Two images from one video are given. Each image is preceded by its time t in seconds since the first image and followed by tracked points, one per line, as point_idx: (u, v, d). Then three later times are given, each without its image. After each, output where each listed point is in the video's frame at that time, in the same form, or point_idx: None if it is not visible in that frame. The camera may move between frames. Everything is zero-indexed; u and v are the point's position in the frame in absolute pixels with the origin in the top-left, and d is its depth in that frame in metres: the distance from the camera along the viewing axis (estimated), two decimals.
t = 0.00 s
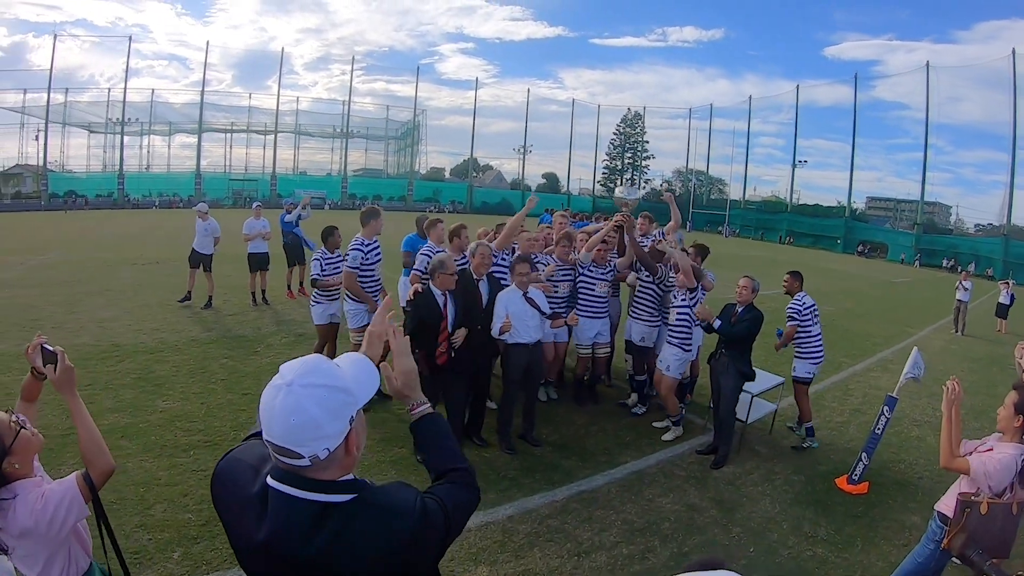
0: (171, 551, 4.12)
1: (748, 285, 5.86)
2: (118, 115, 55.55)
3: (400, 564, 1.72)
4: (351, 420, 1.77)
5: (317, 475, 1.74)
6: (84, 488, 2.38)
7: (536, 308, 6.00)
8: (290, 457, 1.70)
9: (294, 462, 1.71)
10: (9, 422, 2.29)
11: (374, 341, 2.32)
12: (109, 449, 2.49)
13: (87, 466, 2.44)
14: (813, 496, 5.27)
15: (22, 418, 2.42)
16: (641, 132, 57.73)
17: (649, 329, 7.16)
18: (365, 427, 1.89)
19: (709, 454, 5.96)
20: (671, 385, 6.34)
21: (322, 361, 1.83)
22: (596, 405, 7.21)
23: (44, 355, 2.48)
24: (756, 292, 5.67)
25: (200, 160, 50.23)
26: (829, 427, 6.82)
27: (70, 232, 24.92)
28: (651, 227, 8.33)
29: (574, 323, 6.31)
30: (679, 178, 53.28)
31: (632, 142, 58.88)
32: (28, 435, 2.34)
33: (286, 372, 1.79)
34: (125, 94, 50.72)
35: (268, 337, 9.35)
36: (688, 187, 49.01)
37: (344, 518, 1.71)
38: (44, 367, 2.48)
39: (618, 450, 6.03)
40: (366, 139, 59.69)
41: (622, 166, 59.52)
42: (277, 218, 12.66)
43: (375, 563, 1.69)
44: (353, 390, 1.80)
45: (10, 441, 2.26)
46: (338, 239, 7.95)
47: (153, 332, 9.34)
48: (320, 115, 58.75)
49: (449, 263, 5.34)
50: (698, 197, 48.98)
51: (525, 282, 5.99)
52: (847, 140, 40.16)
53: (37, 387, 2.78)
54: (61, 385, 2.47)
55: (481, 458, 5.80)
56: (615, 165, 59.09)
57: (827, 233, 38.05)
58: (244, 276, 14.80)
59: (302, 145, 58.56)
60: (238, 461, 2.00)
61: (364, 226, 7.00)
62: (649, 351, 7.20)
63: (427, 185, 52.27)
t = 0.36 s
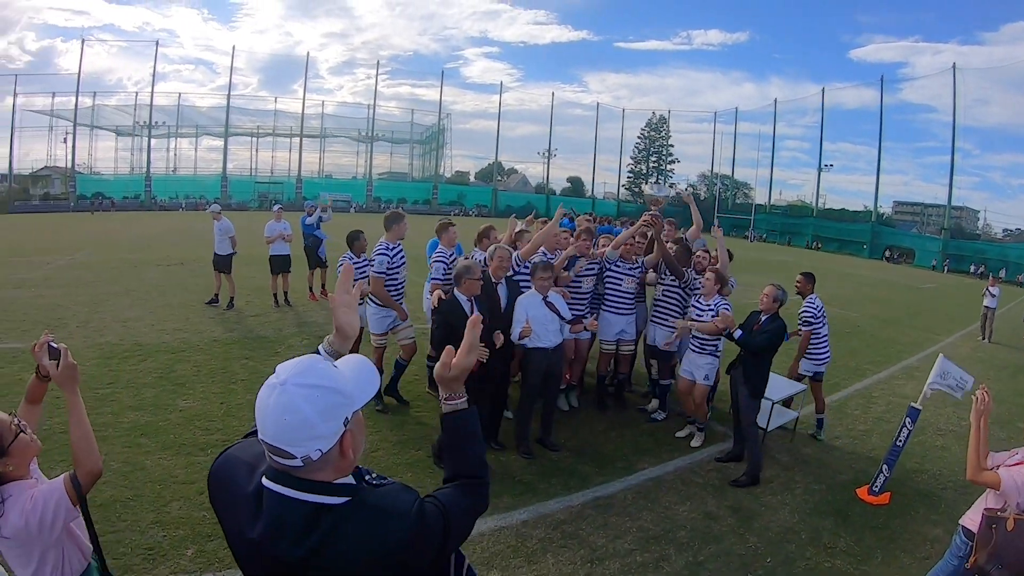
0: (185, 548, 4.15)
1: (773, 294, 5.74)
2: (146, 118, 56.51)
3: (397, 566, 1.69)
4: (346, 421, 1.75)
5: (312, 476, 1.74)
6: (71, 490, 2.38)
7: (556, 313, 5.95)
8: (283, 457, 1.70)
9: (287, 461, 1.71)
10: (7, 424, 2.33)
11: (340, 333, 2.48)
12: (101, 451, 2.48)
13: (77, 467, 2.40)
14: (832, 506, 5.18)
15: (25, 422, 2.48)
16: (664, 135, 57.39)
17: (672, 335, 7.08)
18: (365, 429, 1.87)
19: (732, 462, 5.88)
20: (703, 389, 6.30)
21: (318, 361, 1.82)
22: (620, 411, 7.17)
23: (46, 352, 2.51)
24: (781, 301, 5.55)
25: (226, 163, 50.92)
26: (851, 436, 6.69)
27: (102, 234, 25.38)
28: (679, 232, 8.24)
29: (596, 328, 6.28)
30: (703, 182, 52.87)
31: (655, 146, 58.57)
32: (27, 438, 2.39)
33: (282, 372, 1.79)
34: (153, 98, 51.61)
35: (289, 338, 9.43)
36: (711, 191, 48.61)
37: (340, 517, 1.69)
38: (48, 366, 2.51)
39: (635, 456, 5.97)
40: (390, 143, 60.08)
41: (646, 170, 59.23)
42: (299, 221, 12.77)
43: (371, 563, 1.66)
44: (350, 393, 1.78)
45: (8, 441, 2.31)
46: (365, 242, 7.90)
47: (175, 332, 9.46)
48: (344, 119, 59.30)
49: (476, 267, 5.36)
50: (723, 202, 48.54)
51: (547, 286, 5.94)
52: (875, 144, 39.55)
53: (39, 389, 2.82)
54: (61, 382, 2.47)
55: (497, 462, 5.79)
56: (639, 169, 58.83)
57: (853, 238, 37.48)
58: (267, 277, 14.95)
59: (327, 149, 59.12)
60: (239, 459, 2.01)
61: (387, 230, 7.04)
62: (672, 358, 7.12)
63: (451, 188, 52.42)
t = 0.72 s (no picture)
0: (204, 544, 4.20)
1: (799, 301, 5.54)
2: (176, 122, 57.60)
3: None
4: (346, 429, 1.76)
5: (314, 480, 1.75)
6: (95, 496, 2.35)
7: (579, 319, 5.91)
8: (284, 463, 1.73)
9: (288, 467, 1.73)
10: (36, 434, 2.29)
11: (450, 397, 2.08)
12: (130, 459, 2.42)
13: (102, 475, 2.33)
14: (855, 517, 5.07)
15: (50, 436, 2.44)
16: (691, 140, 57.02)
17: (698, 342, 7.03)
18: (369, 435, 1.87)
19: (756, 472, 5.79)
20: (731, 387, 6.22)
21: (321, 369, 1.84)
22: (644, 417, 7.10)
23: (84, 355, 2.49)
24: (811, 313, 5.37)
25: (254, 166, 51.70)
26: (876, 446, 6.56)
27: (138, 235, 25.92)
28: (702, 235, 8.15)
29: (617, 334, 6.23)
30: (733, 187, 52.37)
31: (683, 151, 58.14)
32: (54, 452, 2.35)
33: (284, 379, 1.81)
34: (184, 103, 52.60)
35: (312, 340, 9.51)
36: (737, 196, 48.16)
37: (345, 523, 1.69)
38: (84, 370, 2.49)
39: (655, 463, 5.91)
40: (418, 146, 60.54)
41: (672, 175, 58.85)
42: (324, 224, 12.90)
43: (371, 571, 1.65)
44: (352, 401, 1.79)
45: (35, 453, 2.26)
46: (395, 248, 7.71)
47: (201, 332, 9.59)
48: (372, 123, 59.86)
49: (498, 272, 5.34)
50: (751, 206, 48.04)
51: (569, 291, 5.91)
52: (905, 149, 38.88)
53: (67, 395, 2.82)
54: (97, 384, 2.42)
55: (515, 467, 5.77)
56: (667, 173, 58.47)
57: (882, 244, 36.82)
58: (293, 279, 15.11)
59: (355, 152, 59.71)
60: (248, 461, 2.04)
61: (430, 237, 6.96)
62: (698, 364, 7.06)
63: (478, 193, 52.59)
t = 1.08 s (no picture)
0: (220, 539, 4.24)
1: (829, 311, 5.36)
2: (207, 123, 58.61)
3: None
4: (343, 429, 1.78)
5: (314, 480, 1.78)
6: (122, 493, 2.25)
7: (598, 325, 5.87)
8: (283, 462, 1.76)
9: (287, 466, 1.76)
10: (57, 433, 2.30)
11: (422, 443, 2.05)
12: (153, 457, 2.40)
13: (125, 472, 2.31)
14: (876, 530, 4.96)
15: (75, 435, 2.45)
16: (719, 145, 56.56)
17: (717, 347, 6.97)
18: (370, 435, 1.89)
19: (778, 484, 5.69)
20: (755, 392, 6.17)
21: (320, 369, 1.86)
22: (664, 424, 7.06)
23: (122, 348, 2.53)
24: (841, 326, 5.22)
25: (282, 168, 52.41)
26: (900, 458, 6.42)
27: (171, 233, 26.43)
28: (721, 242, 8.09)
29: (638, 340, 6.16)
30: (761, 193, 51.79)
31: (711, 156, 57.65)
32: (77, 451, 2.34)
33: (283, 379, 1.84)
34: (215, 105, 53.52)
35: (336, 340, 9.59)
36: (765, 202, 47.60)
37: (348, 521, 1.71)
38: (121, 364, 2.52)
39: (674, 470, 5.85)
40: (446, 149, 60.92)
41: (700, 180, 58.38)
42: (349, 225, 13.01)
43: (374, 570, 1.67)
44: (349, 401, 1.81)
45: (55, 453, 2.27)
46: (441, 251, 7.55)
47: (225, 330, 9.72)
48: (400, 126, 60.36)
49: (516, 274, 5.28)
50: (779, 213, 47.49)
51: (589, 295, 5.85)
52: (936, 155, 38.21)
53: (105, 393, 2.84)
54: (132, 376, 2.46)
55: (532, 471, 5.75)
56: (696, 179, 58.06)
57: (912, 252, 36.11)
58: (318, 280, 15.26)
59: (382, 155, 60.27)
60: (254, 463, 2.07)
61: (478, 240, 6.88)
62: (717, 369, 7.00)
63: (506, 197, 52.71)
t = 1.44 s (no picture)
0: (234, 537, 4.27)
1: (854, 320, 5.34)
2: (229, 126, 59.36)
3: None
4: (346, 428, 1.81)
5: (318, 479, 1.82)
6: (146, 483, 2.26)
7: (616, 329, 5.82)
8: (286, 461, 1.79)
9: (291, 465, 1.79)
10: (76, 431, 2.27)
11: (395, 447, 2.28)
12: (179, 445, 2.39)
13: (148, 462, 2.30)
14: (896, 540, 4.87)
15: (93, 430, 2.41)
16: (740, 149, 56.14)
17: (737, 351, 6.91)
18: (374, 435, 1.92)
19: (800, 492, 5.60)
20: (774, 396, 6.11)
21: (324, 368, 1.89)
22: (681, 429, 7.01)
23: (150, 336, 2.54)
24: (867, 329, 5.20)
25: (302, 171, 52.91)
26: (920, 466, 6.31)
27: (195, 235, 26.81)
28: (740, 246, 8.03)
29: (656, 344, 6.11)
30: (782, 198, 51.30)
31: (733, 160, 57.19)
32: (96, 447, 2.31)
33: (286, 378, 1.87)
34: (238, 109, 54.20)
35: (354, 342, 9.65)
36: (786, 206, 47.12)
37: (351, 523, 1.72)
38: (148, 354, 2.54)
39: (689, 476, 5.80)
40: (467, 153, 61.21)
41: (721, 184, 57.94)
42: (368, 228, 13.09)
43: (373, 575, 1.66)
44: (351, 400, 1.83)
45: (74, 451, 2.23)
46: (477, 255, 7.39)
47: (244, 331, 9.82)
48: (420, 130, 60.69)
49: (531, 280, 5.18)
50: (801, 217, 47.03)
51: (608, 298, 5.80)
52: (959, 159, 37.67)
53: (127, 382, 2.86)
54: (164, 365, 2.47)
55: (548, 475, 5.73)
56: (717, 183, 57.68)
57: (936, 257, 35.52)
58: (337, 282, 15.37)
59: (403, 158, 60.68)
60: (264, 459, 2.09)
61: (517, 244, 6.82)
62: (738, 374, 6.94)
63: (526, 200, 52.77)
